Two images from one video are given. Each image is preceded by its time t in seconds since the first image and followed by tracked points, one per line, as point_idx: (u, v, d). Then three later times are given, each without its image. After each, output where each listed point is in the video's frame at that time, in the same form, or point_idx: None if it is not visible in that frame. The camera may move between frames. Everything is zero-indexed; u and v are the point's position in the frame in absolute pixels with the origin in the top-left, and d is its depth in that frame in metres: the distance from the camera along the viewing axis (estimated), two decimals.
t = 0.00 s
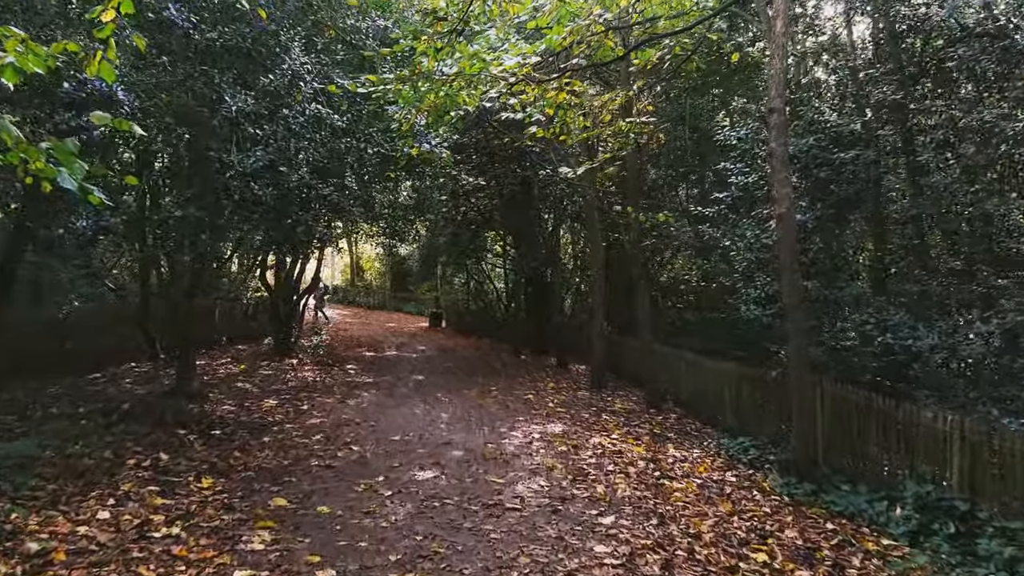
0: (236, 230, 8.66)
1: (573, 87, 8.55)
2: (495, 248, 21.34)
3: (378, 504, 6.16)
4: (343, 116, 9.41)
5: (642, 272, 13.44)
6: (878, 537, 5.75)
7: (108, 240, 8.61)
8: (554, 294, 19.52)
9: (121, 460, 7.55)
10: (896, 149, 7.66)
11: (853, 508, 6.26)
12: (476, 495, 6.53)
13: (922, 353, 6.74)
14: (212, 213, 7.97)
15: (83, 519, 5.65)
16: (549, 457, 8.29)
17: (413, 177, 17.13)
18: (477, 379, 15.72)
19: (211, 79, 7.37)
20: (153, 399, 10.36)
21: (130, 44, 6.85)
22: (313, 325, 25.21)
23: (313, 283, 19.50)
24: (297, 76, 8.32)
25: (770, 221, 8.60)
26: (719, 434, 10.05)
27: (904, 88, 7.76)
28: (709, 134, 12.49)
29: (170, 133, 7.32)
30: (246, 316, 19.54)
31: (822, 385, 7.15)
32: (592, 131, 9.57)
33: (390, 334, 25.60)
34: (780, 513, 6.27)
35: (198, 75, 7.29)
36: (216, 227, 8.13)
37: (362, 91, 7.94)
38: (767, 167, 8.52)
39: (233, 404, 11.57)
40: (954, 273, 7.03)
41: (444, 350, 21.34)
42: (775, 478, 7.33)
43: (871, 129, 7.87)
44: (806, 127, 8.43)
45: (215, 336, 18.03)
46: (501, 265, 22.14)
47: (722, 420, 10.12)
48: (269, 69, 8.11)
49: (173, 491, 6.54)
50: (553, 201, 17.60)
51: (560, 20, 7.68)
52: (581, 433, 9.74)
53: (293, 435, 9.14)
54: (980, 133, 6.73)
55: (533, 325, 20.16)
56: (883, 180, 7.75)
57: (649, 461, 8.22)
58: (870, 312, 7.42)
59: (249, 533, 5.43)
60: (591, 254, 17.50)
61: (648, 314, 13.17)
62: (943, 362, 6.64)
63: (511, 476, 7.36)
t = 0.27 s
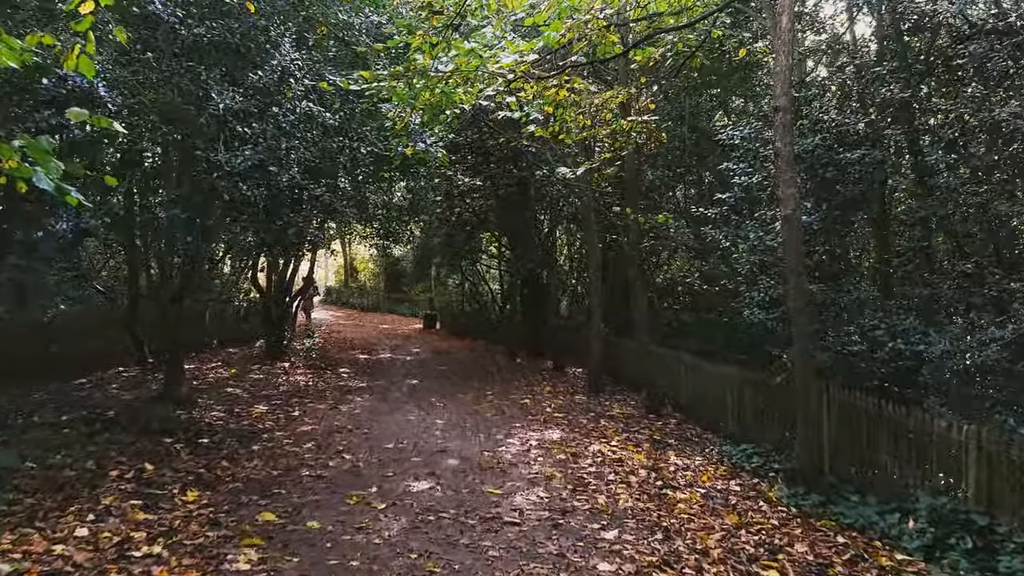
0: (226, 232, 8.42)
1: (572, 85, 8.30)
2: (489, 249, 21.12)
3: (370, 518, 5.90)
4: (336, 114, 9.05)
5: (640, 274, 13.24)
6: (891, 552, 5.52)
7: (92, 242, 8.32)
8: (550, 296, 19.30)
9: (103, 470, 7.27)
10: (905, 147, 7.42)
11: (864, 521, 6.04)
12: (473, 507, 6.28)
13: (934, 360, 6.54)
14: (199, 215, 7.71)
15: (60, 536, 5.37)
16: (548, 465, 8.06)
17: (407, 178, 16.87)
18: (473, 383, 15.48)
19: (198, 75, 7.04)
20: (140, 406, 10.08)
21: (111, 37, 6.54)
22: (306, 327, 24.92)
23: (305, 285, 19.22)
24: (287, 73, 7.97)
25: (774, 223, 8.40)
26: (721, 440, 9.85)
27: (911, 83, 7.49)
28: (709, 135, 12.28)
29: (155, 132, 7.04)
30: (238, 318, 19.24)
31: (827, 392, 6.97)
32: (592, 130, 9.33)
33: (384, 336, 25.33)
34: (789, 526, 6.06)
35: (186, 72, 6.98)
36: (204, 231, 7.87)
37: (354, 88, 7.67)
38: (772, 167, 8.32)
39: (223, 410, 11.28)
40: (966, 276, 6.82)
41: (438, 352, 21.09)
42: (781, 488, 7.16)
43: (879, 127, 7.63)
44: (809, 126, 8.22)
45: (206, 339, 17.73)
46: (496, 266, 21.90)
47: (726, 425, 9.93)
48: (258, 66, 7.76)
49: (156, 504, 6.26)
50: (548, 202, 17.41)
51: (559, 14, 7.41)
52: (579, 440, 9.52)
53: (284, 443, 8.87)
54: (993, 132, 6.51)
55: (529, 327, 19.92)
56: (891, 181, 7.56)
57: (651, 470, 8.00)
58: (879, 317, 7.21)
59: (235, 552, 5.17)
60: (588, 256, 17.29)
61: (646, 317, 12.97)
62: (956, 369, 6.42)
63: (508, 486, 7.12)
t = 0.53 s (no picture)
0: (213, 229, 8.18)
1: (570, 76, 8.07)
2: (484, 248, 20.89)
3: (361, 525, 5.67)
4: (325, 105, 8.73)
5: (637, 272, 13.05)
6: (902, 559, 5.35)
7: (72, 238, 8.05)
8: (545, 295, 19.09)
9: (84, 475, 7.00)
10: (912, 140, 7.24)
11: (872, 526, 5.87)
12: (468, 512, 6.06)
13: (943, 360, 6.36)
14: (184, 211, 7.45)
15: (33, 546, 5.11)
16: (545, 468, 7.84)
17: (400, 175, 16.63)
18: (467, 383, 15.24)
19: (182, 65, 6.76)
20: (125, 408, 9.80)
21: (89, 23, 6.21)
22: (298, 327, 24.64)
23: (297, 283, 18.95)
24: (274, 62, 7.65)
25: (777, 218, 8.21)
26: (721, 441, 9.64)
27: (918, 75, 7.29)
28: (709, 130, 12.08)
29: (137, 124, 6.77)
30: (228, 317, 18.95)
31: (832, 392, 6.79)
32: (591, 124, 9.09)
33: (377, 335, 25.06)
34: (795, 532, 5.87)
35: (169, 61, 6.72)
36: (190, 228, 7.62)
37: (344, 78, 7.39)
38: (775, 161, 8.13)
39: (211, 411, 11.02)
40: (975, 273, 6.64)
41: (432, 352, 20.84)
42: (785, 492, 6.97)
43: (885, 120, 7.44)
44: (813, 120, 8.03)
45: (196, 339, 17.44)
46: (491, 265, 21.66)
47: (725, 426, 9.74)
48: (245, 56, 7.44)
49: (137, 511, 6.00)
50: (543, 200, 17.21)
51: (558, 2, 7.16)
52: (577, 442, 9.30)
53: (273, 446, 8.62)
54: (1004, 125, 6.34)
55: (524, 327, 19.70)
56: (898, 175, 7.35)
57: (650, 472, 7.79)
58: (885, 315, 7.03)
59: (218, 562, 4.92)
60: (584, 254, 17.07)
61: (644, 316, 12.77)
62: (966, 370, 6.24)
63: (504, 490, 6.89)
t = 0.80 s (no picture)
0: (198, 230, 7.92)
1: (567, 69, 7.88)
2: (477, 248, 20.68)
3: (349, 537, 5.42)
4: (313, 100, 8.46)
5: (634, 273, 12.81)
6: (913, 571, 5.17)
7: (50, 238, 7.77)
8: (540, 296, 18.87)
9: (60, 483, 6.72)
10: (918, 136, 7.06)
11: (880, 536, 5.68)
12: (460, 523, 5.82)
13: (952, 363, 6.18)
14: (167, 209, 7.19)
15: None
16: (540, 475, 7.59)
17: (393, 174, 16.38)
18: (460, 385, 15.00)
19: (163, 56, 6.44)
20: (107, 412, 9.51)
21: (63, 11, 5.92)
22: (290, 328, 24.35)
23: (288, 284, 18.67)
24: (260, 55, 7.40)
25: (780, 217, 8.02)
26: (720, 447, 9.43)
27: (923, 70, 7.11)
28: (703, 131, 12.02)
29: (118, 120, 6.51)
30: (218, 319, 18.64)
31: (836, 397, 6.60)
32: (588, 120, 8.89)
33: (369, 337, 24.77)
34: (800, 543, 5.66)
35: (149, 51, 6.39)
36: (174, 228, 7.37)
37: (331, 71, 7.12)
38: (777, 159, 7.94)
39: (198, 415, 10.74)
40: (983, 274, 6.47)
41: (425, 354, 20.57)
42: (789, 499, 6.77)
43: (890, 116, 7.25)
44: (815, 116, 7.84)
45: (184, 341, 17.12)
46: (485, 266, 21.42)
47: (724, 430, 9.56)
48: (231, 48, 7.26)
49: (114, 523, 5.72)
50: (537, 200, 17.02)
51: None
52: (572, 447, 9.06)
53: (260, 452, 8.35)
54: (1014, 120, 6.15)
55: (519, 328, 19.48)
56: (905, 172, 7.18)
57: (648, 479, 7.58)
58: (890, 317, 6.84)
59: None
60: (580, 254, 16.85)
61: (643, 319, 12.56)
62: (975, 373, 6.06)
63: (498, 498, 6.65)
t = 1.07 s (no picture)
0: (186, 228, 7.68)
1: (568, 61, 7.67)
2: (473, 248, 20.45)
3: (341, 549, 5.19)
4: (305, 93, 8.24)
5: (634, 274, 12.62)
6: None
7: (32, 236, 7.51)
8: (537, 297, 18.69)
9: (40, 490, 6.47)
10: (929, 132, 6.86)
11: (894, 546, 5.47)
12: (457, 532, 5.59)
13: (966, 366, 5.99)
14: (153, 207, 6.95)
15: None
16: (539, 481, 7.37)
17: (388, 172, 16.12)
18: (456, 387, 14.76)
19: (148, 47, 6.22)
20: (93, 416, 9.25)
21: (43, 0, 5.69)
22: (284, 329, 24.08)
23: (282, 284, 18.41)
24: (248, 46, 7.15)
25: (785, 215, 7.83)
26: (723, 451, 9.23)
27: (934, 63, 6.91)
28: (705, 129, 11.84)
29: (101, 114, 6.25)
30: (210, 319, 18.37)
31: (844, 400, 6.41)
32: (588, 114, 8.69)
33: (364, 337, 24.51)
34: (810, 552, 5.46)
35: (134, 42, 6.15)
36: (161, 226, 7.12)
37: (321, 62, 6.84)
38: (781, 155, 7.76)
39: (188, 418, 10.48)
40: (997, 274, 6.27)
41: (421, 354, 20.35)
42: (796, 505, 6.58)
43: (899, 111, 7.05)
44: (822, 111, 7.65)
45: (176, 342, 16.84)
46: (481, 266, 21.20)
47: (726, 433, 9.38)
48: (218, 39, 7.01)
49: (95, 534, 5.47)
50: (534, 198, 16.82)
51: None
52: (572, 451, 8.85)
53: (251, 457, 8.11)
54: None
55: (515, 329, 19.27)
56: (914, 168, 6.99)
57: (651, 484, 7.37)
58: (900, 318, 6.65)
59: None
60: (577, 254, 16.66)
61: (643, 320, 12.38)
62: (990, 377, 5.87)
63: (496, 505, 6.42)
